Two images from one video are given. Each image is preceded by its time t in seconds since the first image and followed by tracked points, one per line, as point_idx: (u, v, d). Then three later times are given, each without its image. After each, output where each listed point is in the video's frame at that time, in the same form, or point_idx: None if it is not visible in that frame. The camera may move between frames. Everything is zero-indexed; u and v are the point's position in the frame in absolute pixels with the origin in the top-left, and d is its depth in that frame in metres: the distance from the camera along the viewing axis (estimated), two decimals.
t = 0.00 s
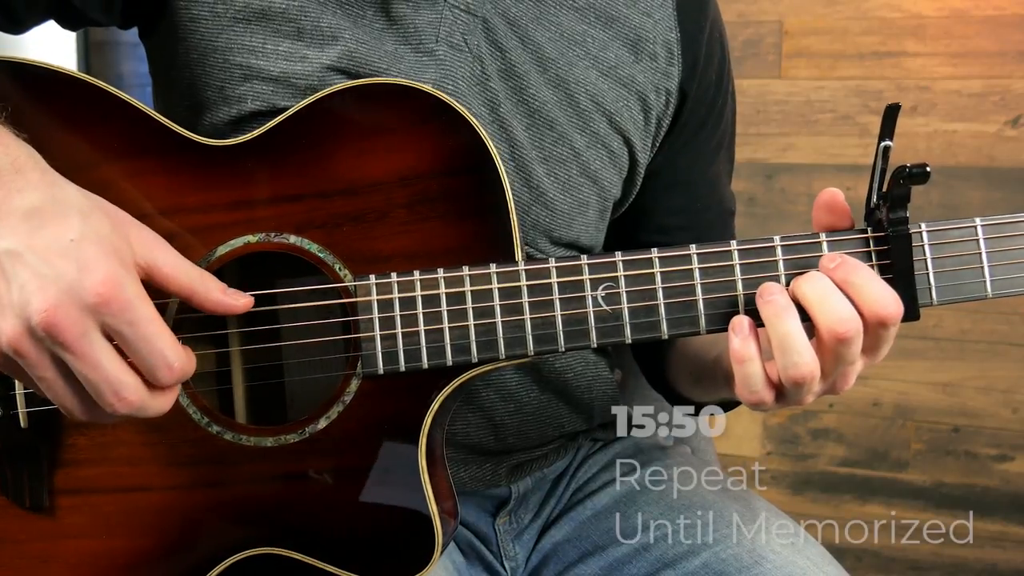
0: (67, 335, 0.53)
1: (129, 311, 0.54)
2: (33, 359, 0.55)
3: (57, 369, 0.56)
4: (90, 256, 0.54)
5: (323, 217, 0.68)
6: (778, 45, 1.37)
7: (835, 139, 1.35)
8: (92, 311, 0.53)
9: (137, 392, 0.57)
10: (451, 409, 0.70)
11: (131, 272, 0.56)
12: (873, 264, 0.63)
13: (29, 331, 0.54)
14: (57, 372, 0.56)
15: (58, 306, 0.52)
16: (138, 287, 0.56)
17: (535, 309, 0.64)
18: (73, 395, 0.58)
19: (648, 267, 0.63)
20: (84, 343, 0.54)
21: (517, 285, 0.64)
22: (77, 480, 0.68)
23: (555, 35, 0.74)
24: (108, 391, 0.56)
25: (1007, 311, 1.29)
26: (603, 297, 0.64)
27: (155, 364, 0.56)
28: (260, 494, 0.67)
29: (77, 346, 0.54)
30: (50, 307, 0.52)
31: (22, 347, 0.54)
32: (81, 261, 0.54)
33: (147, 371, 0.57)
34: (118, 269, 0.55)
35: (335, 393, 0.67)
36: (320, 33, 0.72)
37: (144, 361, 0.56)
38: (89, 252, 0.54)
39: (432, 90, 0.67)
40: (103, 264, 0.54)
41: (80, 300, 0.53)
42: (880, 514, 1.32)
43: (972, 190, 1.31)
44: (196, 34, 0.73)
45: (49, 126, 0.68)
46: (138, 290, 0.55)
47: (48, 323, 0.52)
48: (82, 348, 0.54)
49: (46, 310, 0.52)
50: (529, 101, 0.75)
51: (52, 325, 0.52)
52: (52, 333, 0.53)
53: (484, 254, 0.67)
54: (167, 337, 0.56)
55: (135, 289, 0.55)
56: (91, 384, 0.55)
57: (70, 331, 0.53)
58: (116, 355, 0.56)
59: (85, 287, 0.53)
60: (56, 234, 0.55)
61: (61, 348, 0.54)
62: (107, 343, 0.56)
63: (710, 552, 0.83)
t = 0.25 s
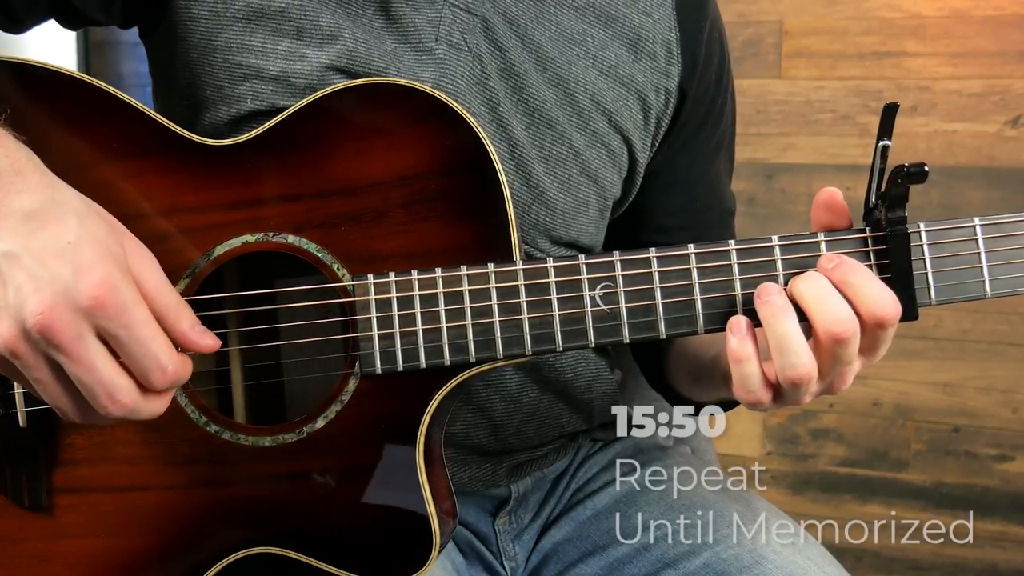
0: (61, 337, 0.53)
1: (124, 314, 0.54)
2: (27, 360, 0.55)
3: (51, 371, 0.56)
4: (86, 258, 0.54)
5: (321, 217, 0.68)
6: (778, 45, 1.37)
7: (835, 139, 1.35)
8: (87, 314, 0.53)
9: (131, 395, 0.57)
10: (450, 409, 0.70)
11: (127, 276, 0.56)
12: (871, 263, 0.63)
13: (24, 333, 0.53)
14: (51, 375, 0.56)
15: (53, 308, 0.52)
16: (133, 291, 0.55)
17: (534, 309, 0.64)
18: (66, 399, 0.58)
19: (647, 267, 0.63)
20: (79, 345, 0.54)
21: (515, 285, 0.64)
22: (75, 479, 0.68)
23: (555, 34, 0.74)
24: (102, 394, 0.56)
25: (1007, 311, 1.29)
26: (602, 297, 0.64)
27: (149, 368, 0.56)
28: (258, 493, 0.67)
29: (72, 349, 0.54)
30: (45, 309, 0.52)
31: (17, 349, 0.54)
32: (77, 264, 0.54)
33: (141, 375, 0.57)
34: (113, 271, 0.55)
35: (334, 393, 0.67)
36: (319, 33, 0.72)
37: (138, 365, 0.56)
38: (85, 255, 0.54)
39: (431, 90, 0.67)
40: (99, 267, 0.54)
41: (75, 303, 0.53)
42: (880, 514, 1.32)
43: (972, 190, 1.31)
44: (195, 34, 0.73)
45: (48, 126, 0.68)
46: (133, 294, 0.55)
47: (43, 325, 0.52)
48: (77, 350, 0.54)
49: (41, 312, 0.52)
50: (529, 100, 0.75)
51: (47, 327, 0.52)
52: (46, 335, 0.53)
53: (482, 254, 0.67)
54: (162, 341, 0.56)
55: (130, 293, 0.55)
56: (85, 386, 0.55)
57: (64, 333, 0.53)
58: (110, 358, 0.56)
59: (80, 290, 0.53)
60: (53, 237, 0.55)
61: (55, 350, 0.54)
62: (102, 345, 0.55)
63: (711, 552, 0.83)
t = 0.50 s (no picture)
0: (65, 336, 0.53)
1: (128, 315, 0.54)
2: (31, 360, 0.55)
3: (55, 371, 0.56)
4: (90, 258, 0.54)
5: (319, 217, 0.68)
6: (778, 45, 1.37)
7: (835, 139, 1.35)
8: (90, 314, 0.54)
9: (136, 394, 0.57)
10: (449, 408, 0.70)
11: (131, 275, 0.56)
12: (870, 262, 0.63)
13: (28, 333, 0.54)
14: (55, 375, 0.56)
15: (58, 308, 0.53)
16: (136, 290, 0.56)
17: (533, 309, 0.64)
18: (70, 399, 0.58)
19: (645, 266, 0.63)
20: (83, 345, 0.54)
21: (513, 284, 0.64)
22: (75, 479, 0.68)
23: (554, 33, 0.74)
24: (106, 394, 0.56)
25: (1007, 311, 1.29)
26: (600, 296, 0.64)
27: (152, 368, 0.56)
28: (257, 493, 0.67)
29: (76, 349, 0.54)
30: (49, 309, 0.52)
31: (20, 348, 0.54)
32: (80, 264, 0.54)
33: (145, 374, 0.57)
34: (117, 271, 0.55)
35: (332, 392, 0.67)
36: (318, 33, 0.72)
37: (141, 364, 0.56)
38: (88, 254, 0.54)
39: (429, 89, 0.67)
40: (102, 267, 0.54)
41: (79, 303, 0.53)
42: (880, 514, 1.32)
43: (973, 190, 1.31)
44: (194, 34, 0.74)
45: (47, 126, 0.68)
46: (137, 294, 0.55)
47: (47, 325, 0.52)
48: (81, 350, 0.54)
49: (46, 313, 0.52)
50: (528, 99, 0.75)
51: (51, 327, 0.53)
52: (50, 334, 0.53)
53: (480, 254, 0.67)
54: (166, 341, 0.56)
55: (134, 294, 0.55)
56: (89, 386, 0.55)
57: (68, 333, 0.53)
58: (114, 357, 0.56)
59: (84, 290, 0.53)
60: (56, 236, 0.55)
61: (60, 350, 0.54)
62: (106, 345, 0.56)
63: (711, 552, 0.83)
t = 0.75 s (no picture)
0: (56, 339, 0.53)
1: (119, 317, 0.54)
2: (23, 363, 0.55)
3: (45, 373, 0.56)
4: (81, 260, 0.54)
5: (318, 217, 0.68)
6: (778, 45, 1.37)
7: (835, 139, 1.35)
8: (82, 317, 0.54)
9: (126, 397, 0.57)
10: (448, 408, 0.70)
11: (122, 278, 0.56)
12: (869, 261, 0.63)
13: (19, 335, 0.54)
14: (46, 377, 0.56)
15: (49, 311, 0.53)
16: (128, 293, 0.56)
17: (531, 309, 0.64)
18: (61, 400, 0.58)
19: (643, 266, 0.64)
20: (74, 347, 0.54)
21: (512, 284, 0.64)
22: (74, 479, 0.68)
23: (554, 34, 0.74)
24: (98, 395, 0.56)
25: (1007, 311, 1.29)
26: (598, 296, 0.64)
27: (145, 369, 0.56)
28: (256, 493, 0.68)
29: (67, 352, 0.54)
30: (40, 312, 0.52)
31: (12, 351, 0.54)
32: (71, 266, 0.54)
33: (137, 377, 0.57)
34: (108, 274, 0.55)
35: (330, 392, 0.67)
36: (317, 34, 0.73)
37: (134, 366, 0.56)
38: (80, 257, 0.54)
39: (428, 91, 0.67)
40: (94, 269, 0.54)
41: (70, 305, 0.53)
42: (880, 514, 1.32)
43: (973, 190, 1.31)
44: (194, 35, 0.74)
45: (46, 127, 0.69)
46: (128, 296, 0.55)
47: (38, 327, 0.53)
48: (72, 353, 0.54)
49: (37, 315, 0.52)
50: (528, 100, 0.75)
51: (42, 330, 0.53)
52: (41, 337, 0.53)
53: (479, 253, 0.67)
54: (158, 342, 0.56)
55: (125, 296, 0.55)
56: (81, 389, 0.56)
57: (60, 336, 0.53)
58: (106, 360, 0.56)
59: (75, 292, 0.53)
60: (49, 239, 0.55)
61: (51, 352, 0.54)
62: (98, 347, 0.56)
63: (711, 552, 0.83)
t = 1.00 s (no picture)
0: (69, 338, 0.53)
1: (131, 316, 0.55)
2: (33, 363, 0.55)
3: (56, 375, 0.56)
4: (91, 261, 0.54)
5: (316, 217, 0.68)
6: (778, 45, 1.37)
7: (835, 139, 1.35)
8: (94, 316, 0.54)
9: (139, 395, 0.57)
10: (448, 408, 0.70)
11: (132, 278, 0.57)
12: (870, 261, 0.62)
13: (30, 336, 0.54)
14: (58, 379, 0.56)
15: (61, 311, 0.53)
16: (138, 292, 0.56)
17: (531, 309, 0.64)
18: (71, 402, 0.58)
19: (643, 266, 0.64)
20: (87, 347, 0.54)
21: (511, 284, 0.64)
22: (74, 479, 0.68)
23: (553, 35, 0.74)
24: (110, 395, 0.56)
25: (1007, 311, 1.29)
26: (598, 297, 0.64)
27: (157, 368, 0.56)
28: (255, 493, 0.68)
29: (78, 350, 0.54)
30: (52, 312, 0.53)
31: (23, 352, 0.54)
32: (82, 267, 0.54)
33: (149, 375, 0.57)
34: (118, 274, 0.55)
35: (329, 393, 0.67)
36: (317, 34, 0.73)
37: (145, 364, 0.56)
38: (90, 257, 0.55)
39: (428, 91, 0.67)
40: (105, 269, 0.54)
41: (82, 306, 0.53)
42: (880, 514, 1.32)
43: (973, 190, 1.31)
44: (193, 35, 0.74)
45: (46, 127, 0.69)
46: (139, 295, 0.56)
47: (51, 328, 0.53)
48: (85, 352, 0.54)
49: (50, 315, 0.53)
50: (527, 101, 0.75)
51: (55, 330, 0.53)
52: (54, 336, 0.53)
53: (478, 254, 0.67)
54: (168, 341, 0.57)
55: (136, 294, 0.55)
56: (94, 388, 0.56)
57: (73, 335, 0.53)
58: (117, 359, 0.56)
59: (87, 292, 0.53)
60: (57, 239, 0.55)
61: (63, 352, 0.54)
62: (109, 347, 0.56)
63: (711, 552, 0.83)
